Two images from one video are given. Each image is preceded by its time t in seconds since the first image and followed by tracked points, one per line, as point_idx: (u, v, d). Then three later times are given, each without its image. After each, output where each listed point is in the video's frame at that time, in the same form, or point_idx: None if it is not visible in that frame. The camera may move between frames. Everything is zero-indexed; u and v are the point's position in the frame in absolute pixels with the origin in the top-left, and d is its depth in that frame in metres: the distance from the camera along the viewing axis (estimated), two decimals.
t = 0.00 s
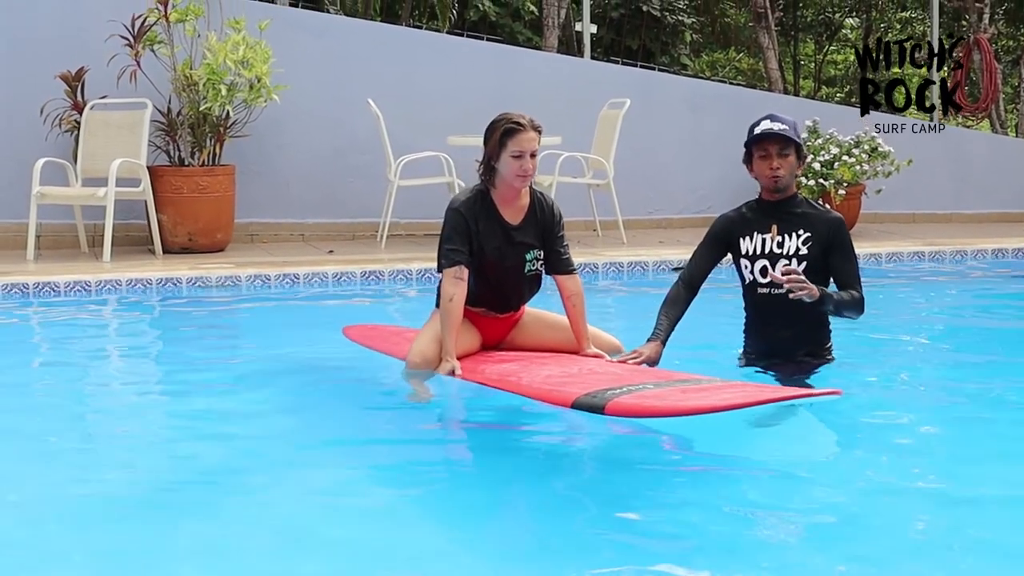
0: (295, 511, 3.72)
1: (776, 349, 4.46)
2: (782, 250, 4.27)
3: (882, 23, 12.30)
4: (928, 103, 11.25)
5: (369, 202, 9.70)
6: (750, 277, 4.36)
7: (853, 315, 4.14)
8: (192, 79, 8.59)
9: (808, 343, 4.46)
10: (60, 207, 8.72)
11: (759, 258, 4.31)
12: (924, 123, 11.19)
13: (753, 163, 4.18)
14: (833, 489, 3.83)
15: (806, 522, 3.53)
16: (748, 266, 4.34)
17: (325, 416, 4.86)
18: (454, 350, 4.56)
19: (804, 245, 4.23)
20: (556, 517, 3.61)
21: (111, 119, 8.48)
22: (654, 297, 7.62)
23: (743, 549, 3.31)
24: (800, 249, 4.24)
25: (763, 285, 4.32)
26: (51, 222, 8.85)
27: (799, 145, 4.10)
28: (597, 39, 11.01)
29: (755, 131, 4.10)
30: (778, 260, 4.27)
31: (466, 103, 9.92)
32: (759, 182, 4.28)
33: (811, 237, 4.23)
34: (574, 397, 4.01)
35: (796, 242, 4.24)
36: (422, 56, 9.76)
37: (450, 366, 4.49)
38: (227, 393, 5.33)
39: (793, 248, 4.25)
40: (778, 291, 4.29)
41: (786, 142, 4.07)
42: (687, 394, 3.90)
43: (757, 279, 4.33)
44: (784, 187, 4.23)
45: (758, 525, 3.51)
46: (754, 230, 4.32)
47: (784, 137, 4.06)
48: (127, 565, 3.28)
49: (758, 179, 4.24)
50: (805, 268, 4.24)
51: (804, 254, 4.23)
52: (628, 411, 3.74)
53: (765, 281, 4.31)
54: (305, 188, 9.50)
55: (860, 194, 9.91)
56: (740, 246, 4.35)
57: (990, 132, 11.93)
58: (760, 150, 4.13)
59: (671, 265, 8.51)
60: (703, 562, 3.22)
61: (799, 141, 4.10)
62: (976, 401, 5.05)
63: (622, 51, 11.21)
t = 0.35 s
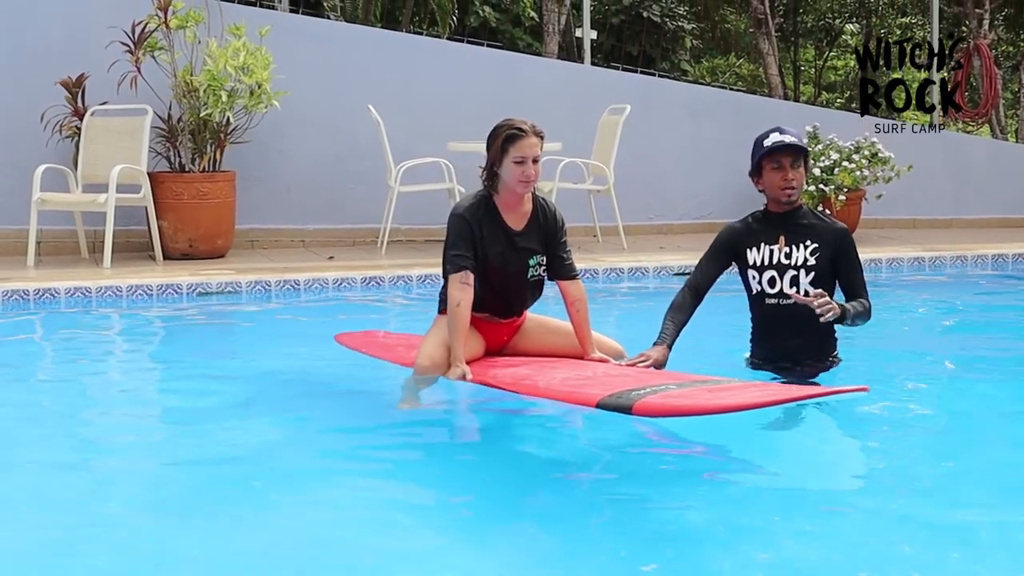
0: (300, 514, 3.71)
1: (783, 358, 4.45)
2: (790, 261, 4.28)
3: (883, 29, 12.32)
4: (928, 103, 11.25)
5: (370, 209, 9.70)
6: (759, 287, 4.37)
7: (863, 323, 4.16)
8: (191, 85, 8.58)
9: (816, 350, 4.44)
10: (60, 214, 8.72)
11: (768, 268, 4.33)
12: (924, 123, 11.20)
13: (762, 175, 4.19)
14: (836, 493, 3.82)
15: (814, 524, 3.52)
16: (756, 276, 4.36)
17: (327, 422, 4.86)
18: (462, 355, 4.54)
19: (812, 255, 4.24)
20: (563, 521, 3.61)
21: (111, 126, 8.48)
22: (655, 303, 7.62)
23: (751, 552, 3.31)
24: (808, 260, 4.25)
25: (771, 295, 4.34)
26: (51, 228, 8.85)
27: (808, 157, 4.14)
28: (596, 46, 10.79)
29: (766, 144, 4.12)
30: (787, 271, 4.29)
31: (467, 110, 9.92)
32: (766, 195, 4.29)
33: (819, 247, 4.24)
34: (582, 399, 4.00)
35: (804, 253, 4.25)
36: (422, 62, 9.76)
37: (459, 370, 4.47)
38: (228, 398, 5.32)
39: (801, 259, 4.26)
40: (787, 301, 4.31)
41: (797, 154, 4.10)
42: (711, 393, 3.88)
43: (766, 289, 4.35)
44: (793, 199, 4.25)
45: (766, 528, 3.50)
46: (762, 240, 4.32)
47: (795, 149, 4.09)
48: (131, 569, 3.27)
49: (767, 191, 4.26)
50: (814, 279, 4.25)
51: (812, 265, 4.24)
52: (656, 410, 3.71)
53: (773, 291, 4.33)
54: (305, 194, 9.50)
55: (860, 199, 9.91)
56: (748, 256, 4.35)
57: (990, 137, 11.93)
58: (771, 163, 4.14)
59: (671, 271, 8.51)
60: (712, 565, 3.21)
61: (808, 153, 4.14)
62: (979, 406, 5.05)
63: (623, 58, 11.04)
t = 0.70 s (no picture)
0: (308, 517, 3.71)
1: (789, 357, 4.44)
2: (797, 266, 4.29)
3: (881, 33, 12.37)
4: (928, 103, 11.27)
5: (370, 213, 9.69)
6: (766, 293, 4.36)
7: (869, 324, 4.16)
8: (191, 90, 8.58)
9: (827, 348, 4.44)
10: (59, 219, 8.71)
11: (776, 274, 4.32)
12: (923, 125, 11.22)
13: (763, 181, 4.20)
14: (841, 493, 3.83)
15: (818, 525, 3.52)
16: (764, 282, 4.35)
17: (328, 427, 4.86)
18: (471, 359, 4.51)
19: (818, 260, 4.26)
20: (568, 521, 3.61)
21: (111, 130, 8.48)
22: (655, 308, 7.62)
23: (759, 552, 3.31)
24: (815, 264, 4.26)
25: (780, 299, 4.33)
26: (50, 234, 8.85)
27: (808, 163, 4.14)
28: (596, 50, 11.25)
29: (765, 149, 4.13)
30: (794, 276, 4.29)
31: (466, 114, 9.92)
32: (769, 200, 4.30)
33: (824, 251, 4.26)
34: (590, 403, 4.00)
35: (810, 258, 4.27)
36: (421, 67, 9.77)
37: (469, 374, 4.43)
38: (229, 403, 5.31)
39: (808, 263, 4.27)
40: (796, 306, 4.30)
41: (796, 159, 4.10)
42: (737, 399, 3.88)
43: (773, 294, 4.34)
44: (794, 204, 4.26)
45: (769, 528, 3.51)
46: (767, 246, 4.33)
47: (793, 155, 4.09)
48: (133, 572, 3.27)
49: (768, 197, 4.26)
50: (820, 283, 4.27)
51: (819, 269, 4.26)
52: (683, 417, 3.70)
53: (781, 296, 4.33)
54: (304, 199, 9.50)
55: (860, 204, 9.91)
56: (755, 262, 4.36)
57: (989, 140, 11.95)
58: (771, 167, 4.15)
59: (670, 275, 8.51)
60: (717, 565, 3.21)
61: (808, 160, 4.14)
62: (979, 409, 5.05)
63: (621, 63, 11.42)
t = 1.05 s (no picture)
0: (313, 518, 3.72)
1: (792, 355, 4.45)
2: (804, 264, 4.29)
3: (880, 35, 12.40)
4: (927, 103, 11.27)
5: (370, 216, 9.69)
6: (773, 289, 4.39)
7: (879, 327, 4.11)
8: (190, 93, 8.58)
9: (830, 351, 4.43)
10: (59, 222, 8.71)
11: (783, 271, 4.34)
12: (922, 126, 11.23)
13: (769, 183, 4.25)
14: (843, 495, 3.83)
15: (820, 527, 3.52)
16: (771, 278, 4.38)
17: (328, 429, 4.85)
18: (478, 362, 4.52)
19: (826, 260, 4.25)
20: (569, 522, 3.60)
21: (111, 134, 8.48)
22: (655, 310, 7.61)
23: (760, 555, 3.30)
24: (822, 264, 4.26)
25: (785, 296, 4.35)
26: (50, 237, 8.84)
27: (808, 167, 4.13)
28: (595, 53, 11.76)
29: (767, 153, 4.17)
30: (801, 274, 4.30)
31: (466, 116, 9.92)
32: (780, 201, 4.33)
33: (834, 252, 4.24)
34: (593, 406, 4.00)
35: (818, 257, 4.26)
36: (421, 70, 9.77)
37: (479, 376, 4.44)
38: (229, 407, 5.31)
39: (816, 263, 4.27)
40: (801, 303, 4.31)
41: (789, 166, 4.12)
42: (761, 395, 3.91)
43: (779, 291, 4.36)
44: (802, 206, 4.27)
45: (771, 531, 3.50)
46: (777, 243, 4.34)
47: (788, 162, 4.12)
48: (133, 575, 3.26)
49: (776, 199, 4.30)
50: (827, 283, 4.26)
51: (826, 269, 4.25)
52: (711, 413, 3.73)
53: (788, 293, 4.34)
54: (304, 201, 9.50)
55: (859, 208, 9.88)
56: (764, 257, 4.38)
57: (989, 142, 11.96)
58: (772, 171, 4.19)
59: (670, 278, 8.51)
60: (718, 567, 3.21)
61: (808, 164, 4.13)
62: (980, 411, 5.04)
63: (620, 65, 11.85)
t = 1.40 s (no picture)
0: (319, 519, 3.72)
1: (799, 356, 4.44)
2: (814, 266, 4.29)
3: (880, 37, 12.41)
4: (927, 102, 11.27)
5: (370, 219, 9.69)
6: (782, 285, 4.39)
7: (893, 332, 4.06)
8: (190, 95, 8.58)
9: (835, 353, 4.41)
10: (59, 225, 8.71)
11: (793, 268, 4.35)
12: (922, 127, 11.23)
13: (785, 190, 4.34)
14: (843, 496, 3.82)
15: (819, 529, 3.51)
16: (782, 275, 4.38)
17: (328, 431, 4.84)
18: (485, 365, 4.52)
19: (835, 263, 4.25)
20: (569, 524, 3.60)
21: (111, 136, 8.48)
22: (655, 312, 7.61)
23: (759, 556, 3.30)
24: (832, 267, 4.25)
25: (794, 296, 4.35)
26: (50, 239, 8.84)
27: (822, 171, 4.21)
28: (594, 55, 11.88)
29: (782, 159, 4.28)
30: (810, 275, 4.30)
31: (466, 119, 9.92)
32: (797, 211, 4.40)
33: (844, 256, 4.24)
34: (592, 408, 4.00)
35: (828, 260, 4.26)
36: (421, 72, 9.77)
37: (486, 379, 4.44)
38: (229, 409, 5.30)
39: (825, 265, 4.27)
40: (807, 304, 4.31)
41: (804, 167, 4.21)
42: (784, 391, 3.93)
43: (789, 288, 4.36)
44: (817, 210, 4.29)
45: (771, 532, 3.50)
46: (793, 240, 4.36)
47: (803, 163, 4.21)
48: None
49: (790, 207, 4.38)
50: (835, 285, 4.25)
51: (834, 272, 4.25)
52: (737, 409, 3.75)
53: (796, 292, 4.34)
54: (304, 204, 9.50)
55: (859, 207, 9.95)
56: (778, 252, 4.39)
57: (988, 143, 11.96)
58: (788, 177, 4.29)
59: (670, 280, 8.51)
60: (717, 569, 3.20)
61: (823, 167, 4.21)
62: (981, 413, 5.04)
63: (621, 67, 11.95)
